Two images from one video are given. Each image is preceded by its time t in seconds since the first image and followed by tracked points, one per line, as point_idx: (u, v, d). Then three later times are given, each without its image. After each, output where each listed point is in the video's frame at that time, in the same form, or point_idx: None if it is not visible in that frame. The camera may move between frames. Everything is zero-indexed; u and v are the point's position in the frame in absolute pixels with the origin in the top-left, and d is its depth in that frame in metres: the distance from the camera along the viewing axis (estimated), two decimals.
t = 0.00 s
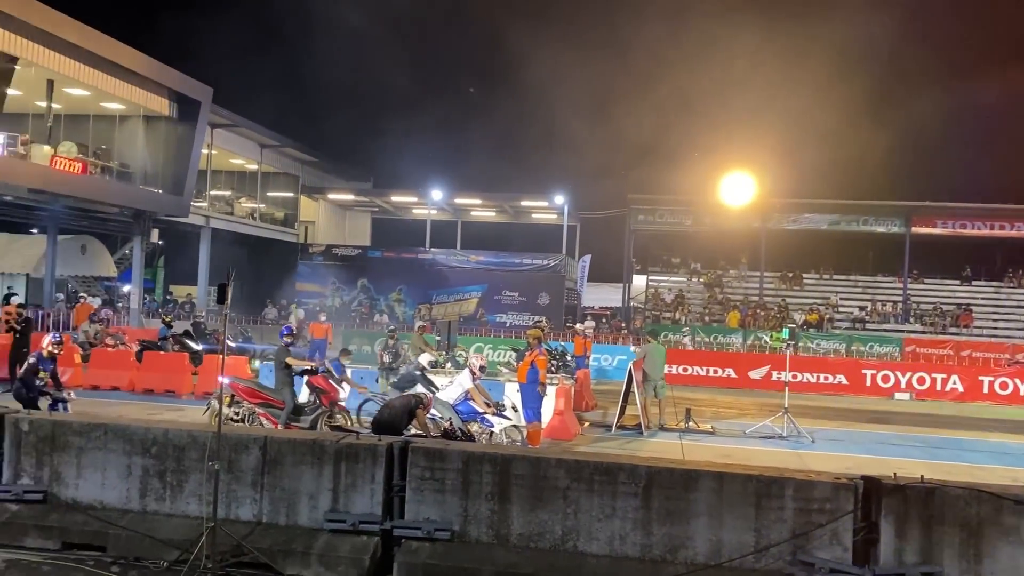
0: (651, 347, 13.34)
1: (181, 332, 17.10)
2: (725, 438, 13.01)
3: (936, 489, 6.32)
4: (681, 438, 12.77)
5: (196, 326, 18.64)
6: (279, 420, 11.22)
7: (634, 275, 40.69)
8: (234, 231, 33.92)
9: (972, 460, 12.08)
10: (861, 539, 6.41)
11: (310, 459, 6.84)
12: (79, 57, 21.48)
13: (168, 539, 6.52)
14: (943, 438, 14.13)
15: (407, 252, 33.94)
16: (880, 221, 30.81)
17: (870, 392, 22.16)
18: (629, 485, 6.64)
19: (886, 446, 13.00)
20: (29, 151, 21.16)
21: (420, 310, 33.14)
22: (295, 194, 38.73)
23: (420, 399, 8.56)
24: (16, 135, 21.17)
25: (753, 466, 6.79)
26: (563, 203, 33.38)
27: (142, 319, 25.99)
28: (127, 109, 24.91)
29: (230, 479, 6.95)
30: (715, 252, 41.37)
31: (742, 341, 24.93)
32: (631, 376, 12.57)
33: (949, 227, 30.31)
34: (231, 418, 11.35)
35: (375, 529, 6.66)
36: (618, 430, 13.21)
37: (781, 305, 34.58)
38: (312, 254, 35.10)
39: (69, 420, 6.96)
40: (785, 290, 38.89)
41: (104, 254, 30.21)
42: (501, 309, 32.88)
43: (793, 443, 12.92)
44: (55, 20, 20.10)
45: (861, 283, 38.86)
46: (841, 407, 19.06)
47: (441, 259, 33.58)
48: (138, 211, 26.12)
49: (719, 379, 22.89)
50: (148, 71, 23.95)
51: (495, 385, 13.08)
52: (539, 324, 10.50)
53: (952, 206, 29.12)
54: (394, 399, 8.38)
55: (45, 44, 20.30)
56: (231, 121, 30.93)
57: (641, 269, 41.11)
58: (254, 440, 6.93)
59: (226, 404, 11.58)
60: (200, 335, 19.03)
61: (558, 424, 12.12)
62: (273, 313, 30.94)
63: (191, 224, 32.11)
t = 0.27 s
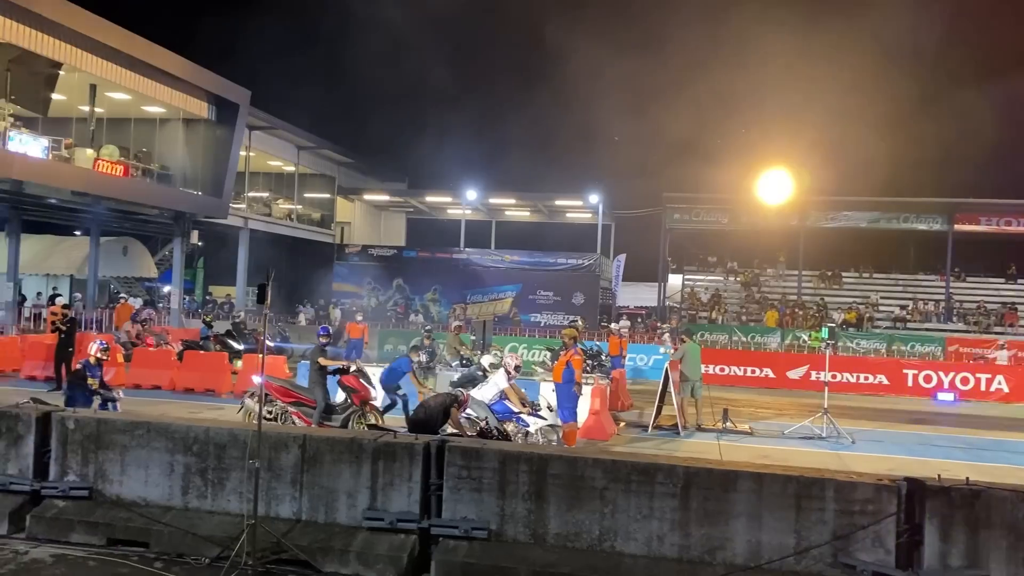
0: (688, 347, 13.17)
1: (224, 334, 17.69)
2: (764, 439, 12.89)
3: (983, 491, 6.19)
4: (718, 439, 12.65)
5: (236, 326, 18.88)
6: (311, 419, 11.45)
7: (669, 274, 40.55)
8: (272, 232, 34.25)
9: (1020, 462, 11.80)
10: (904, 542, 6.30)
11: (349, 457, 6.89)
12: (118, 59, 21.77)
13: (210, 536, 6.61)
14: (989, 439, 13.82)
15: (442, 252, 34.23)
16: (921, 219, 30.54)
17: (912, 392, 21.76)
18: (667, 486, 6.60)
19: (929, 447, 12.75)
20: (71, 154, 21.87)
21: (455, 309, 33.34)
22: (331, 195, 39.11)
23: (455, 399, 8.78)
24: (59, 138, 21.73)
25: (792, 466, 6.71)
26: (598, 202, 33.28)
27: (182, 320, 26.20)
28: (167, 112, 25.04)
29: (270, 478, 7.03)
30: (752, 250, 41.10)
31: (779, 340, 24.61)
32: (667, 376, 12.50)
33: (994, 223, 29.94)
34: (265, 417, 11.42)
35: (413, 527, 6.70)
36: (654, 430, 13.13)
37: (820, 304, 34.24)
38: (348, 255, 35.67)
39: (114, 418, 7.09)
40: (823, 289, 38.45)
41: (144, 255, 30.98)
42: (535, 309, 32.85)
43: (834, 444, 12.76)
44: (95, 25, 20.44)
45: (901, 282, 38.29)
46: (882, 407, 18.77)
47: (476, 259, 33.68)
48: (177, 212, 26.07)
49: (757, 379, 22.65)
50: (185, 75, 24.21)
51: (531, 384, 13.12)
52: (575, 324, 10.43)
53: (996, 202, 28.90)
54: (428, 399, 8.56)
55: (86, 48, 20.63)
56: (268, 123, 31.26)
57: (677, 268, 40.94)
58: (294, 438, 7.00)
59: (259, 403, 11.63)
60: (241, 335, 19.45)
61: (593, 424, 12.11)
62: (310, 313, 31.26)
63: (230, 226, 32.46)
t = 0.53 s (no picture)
0: (721, 346, 13.11)
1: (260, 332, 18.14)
2: (799, 439, 12.79)
3: None
4: (752, 439, 12.54)
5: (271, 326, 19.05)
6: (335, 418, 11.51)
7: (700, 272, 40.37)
8: (306, 233, 34.53)
9: None
10: (945, 543, 6.20)
11: (383, 455, 6.94)
12: (154, 65, 22.26)
13: (247, 533, 6.70)
14: None
15: (473, 251, 34.18)
16: (959, 215, 30.18)
17: (950, 391, 21.51)
18: (702, 485, 6.57)
19: (970, 448, 12.53)
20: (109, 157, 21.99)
21: (485, 309, 33.58)
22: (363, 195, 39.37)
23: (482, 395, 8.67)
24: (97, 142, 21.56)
25: (829, 466, 6.64)
26: (629, 201, 33.15)
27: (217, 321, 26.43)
28: (202, 114, 25.33)
29: (305, 475, 7.10)
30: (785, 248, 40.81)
31: (814, 338, 24.35)
32: (700, 375, 12.49)
33: None
34: (289, 414, 11.49)
35: (447, 525, 6.74)
36: (687, 430, 13.06)
37: (856, 302, 33.85)
38: (379, 254, 35.53)
39: (153, 416, 7.21)
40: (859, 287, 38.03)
41: (179, 256, 31.50)
42: (566, 308, 32.85)
43: (871, 443, 12.62)
44: (132, 30, 20.81)
45: (938, 279, 37.73)
46: (921, 407, 18.49)
47: (506, 258, 33.69)
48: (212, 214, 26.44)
49: (791, 378, 22.46)
50: (220, 78, 24.53)
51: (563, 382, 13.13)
52: (606, 324, 10.70)
53: None
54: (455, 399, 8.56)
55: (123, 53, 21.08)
56: (301, 124, 31.58)
57: (708, 266, 40.71)
58: (329, 437, 7.07)
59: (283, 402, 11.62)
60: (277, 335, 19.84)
61: (627, 423, 12.08)
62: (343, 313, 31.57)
63: (264, 227, 32.78)
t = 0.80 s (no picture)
0: (751, 345, 13.06)
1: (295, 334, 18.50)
2: (832, 438, 12.70)
3: None
4: (785, 438, 12.45)
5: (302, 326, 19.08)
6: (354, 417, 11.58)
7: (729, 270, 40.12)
8: (334, 234, 34.83)
9: None
10: (984, 545, 6.10)
11: (414, 454, 6.98)
12: (184, 67, 22.41)
13: (280, 531, 6.77)
14: None
15: (500, 250, 34.04)
16: (994, 210, 29.71)
17: (986, 390, 21.18)
18: (735, 485, 6.52)
19: (1007, 448, 12.32)
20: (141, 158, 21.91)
21: (512, 309, 33.58)
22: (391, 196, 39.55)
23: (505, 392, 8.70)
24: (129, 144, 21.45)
25: (864, 466, 6.55)
26: (657, 198, 33.03)
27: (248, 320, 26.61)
28: (233, 117, 25.83)
29: (337, 474, 7.17)
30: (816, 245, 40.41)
31: (846, 336, 24.11)
32: (732, 374, 12.46)
33: None
34: (311, 413, 11.67)
35: (478, 524, 6.76)
36: (719, 430, 13.00)
37: (889, 299, 33.43)
38: (407, 254, 35.82)
39: (187, 415, 7.30)
40: (892, 284, 37.54)
41: (210, 257, 32.00)
42: (593, 306, 32.81)
43: (904, 443, 12.50)
44: (162, 33, 20.89)
45: (974, 276, 37.13)
46: (956, 406, 18.22)
47: (533, 257, 33.70)
48: (244, 215, 26.70)
49: (824, 377, 22.40)
50: (249, 79, 24.63)
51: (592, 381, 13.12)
52: (636, 322, 10.63)
53: None
54: (482, 397, 8.60)
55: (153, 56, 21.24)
56: (329, 125, 31.81)
57: (738, 264, 40.43)
58: (360, 435, 7.12)
59: (305, 401, 11.82)
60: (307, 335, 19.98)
61: (657, 422, 12.01)
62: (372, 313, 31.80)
63: (294, 228, 33.04)
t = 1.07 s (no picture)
0: (779, 343, 12.98)
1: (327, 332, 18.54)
2: (862, 437, 12.59)
3: None
4: (814, 438, 12.34)
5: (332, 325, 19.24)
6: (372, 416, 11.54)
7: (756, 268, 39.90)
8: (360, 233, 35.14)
9: None
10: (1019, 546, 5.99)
11: (441, 452, 7.01)
12: (211, 69, 22.58)
13: (309, 529, 6.83)
14: None
15: (525, 249, 33.95)
16: None
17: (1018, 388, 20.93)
18: (763, 484, 6.48)
19: None
20: (171, 161, 22.37)
21: (537, 307, 33.59)
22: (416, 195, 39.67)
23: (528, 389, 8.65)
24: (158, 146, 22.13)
25: (894, 466, 6.47)
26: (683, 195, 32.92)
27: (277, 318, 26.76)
28: (260, 118, 25.93)
29: (365, 472, 7.21)
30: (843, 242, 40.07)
31: (876, 334, 23.91)
32: (760, 372, 12.41)
33: None
34: (329, 412, 11.63)
35: (505, 523, 6.77)
36: (746, 428, 12.96)
37: (920, 295, 33.06)
38: (432, 253, 36.19)
39: (217, 414, 7.39)
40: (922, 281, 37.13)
41: (238, 256, 32.39)
42: (619, 305, 32.77)
43: (936, 442, 12.34)
44: (190, 35, 21.04)
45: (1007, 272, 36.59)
46: (990, 404, 17.97)
47: (558, 255, 33.67)
48: (271, 215, 26.88)
49: (853, 376, 22.24)
50: (275, 80, 24.72)
51: (618, 380, 13.12)
52: (663, 321, 10.63)
53: None
54: (506, 393, 8.63)
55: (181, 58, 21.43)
56: (355, 126, 31.98)
57: (765, 261, 40.18)
58: (388, 434, 7.16)
59: (324, 399, 11.78)
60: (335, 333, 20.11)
61: (684, 421, 12.07)
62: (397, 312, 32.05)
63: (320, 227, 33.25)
